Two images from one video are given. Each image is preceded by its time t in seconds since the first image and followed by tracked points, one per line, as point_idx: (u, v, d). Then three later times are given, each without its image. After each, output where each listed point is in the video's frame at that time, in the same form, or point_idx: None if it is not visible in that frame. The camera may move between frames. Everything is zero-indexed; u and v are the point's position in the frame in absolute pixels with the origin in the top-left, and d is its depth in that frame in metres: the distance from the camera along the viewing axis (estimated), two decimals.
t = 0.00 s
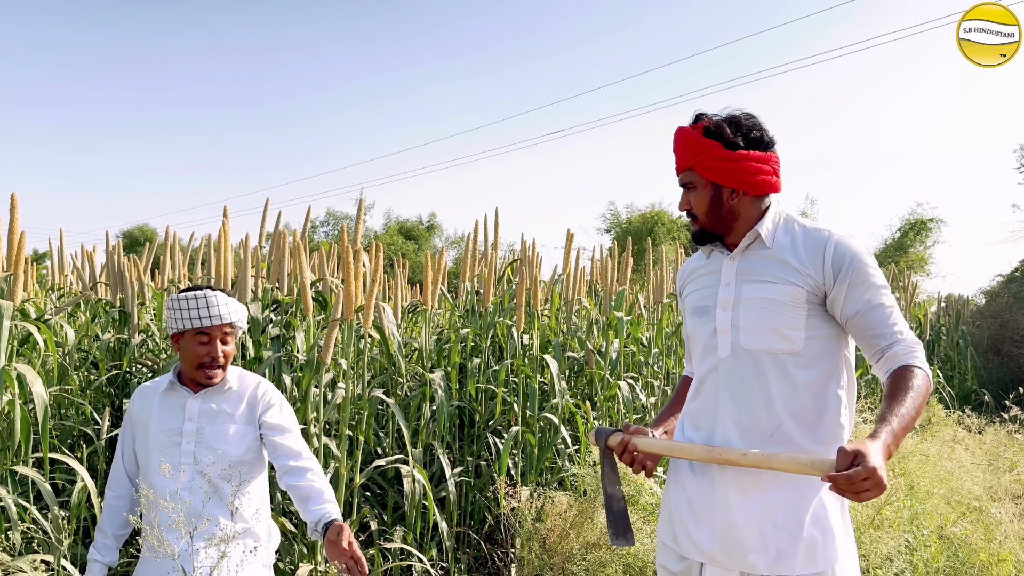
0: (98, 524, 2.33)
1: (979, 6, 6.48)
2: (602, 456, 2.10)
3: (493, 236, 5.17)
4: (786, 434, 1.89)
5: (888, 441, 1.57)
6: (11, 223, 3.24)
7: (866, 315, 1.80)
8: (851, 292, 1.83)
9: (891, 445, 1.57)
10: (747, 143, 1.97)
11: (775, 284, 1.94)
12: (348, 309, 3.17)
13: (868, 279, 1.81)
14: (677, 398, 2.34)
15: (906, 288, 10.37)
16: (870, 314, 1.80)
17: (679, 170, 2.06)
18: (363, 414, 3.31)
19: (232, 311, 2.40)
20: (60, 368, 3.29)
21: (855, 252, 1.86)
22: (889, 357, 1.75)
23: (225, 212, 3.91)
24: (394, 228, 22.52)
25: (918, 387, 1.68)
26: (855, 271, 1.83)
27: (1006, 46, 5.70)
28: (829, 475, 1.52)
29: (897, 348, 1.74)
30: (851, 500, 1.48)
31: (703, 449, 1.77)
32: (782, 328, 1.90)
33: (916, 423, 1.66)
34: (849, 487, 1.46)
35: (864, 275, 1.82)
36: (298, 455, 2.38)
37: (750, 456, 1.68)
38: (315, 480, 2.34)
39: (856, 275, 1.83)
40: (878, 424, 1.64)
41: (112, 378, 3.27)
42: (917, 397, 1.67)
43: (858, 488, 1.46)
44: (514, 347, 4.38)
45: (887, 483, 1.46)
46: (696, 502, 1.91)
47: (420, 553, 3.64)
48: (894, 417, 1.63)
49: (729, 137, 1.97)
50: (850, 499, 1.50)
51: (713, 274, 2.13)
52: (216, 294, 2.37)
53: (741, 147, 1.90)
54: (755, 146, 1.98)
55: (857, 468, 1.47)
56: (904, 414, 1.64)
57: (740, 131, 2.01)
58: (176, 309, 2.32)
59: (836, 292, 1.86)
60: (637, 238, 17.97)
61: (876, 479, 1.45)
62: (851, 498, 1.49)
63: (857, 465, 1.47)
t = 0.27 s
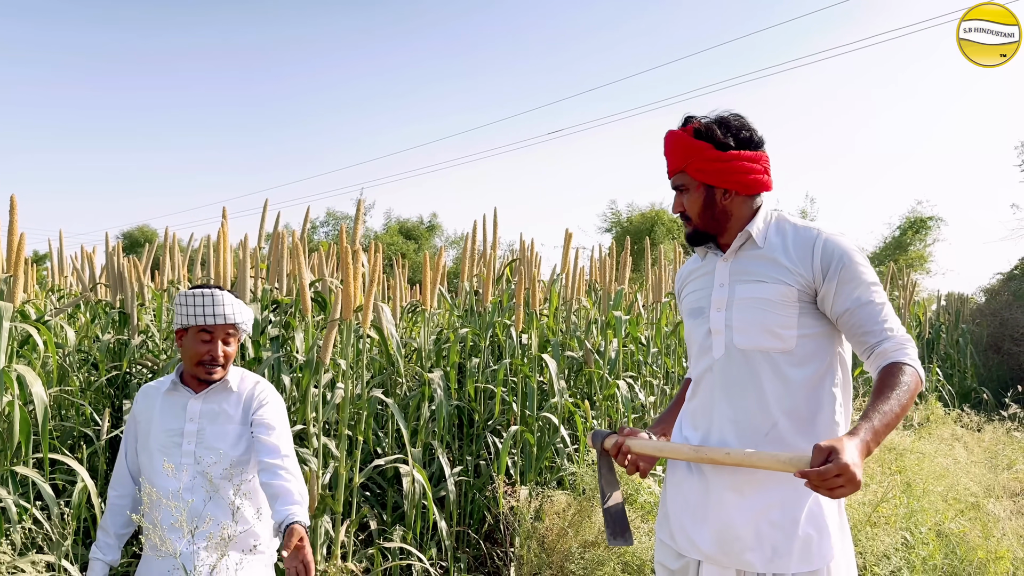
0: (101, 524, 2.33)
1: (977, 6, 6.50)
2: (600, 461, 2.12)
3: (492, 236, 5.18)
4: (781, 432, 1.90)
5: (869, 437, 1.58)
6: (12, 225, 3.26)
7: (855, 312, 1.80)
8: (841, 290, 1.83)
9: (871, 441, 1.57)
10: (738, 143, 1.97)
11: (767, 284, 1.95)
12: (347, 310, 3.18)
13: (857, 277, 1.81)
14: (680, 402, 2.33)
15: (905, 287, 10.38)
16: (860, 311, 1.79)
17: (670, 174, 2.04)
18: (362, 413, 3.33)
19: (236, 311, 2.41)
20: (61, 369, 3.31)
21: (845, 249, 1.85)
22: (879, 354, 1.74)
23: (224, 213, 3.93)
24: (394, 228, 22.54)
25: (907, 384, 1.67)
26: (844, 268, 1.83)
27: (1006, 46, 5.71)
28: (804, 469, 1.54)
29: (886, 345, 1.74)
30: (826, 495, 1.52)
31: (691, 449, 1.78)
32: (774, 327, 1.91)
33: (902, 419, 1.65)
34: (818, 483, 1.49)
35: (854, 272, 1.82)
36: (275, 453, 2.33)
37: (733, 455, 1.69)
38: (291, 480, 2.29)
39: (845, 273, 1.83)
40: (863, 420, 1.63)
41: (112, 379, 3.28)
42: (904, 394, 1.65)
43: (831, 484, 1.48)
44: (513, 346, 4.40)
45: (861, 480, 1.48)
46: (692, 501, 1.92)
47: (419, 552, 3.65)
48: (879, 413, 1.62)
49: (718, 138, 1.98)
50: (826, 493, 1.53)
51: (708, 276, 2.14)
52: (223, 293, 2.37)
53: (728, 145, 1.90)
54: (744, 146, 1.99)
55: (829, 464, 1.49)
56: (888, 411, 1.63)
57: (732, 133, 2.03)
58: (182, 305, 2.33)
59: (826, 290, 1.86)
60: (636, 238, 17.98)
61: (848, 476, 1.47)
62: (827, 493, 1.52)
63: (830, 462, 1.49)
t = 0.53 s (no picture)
0: (109, 524, 2.36)
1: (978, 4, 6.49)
2: (596, 464, 2.14)
3: (494, 236, 5.18)
4: (778, 432, 1.90)
5: (862, 438, 1.59)
6: (16, 226, 3.27)
7: (849, 313, 1.81)
8: (835, 291, 1.84)
9: (864, 442, 1.59)
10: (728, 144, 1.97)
11: (762, 284, 1.94)
12: (349, 310, 3.20)
13: (851, 278, 1.81)
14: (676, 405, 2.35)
15: (908, 285, 10.35)
16: (854, 313, 1.81)
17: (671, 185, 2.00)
18: (364, 413, 3.34)
19: (236, 311, 2.42)
20: (64, 370, 3.33)
21: (839, 250, 1.86)
22: (872, 354, 1.76)
23: (226, 214, 3.94)
24: (396, 228, 22.57)
25: (898, 385, 1.69)
26: (839, 269, 1.84)
27: (1006, 46, 5.69)
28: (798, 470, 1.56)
29: (880, 346, 1.75)
30: (820, 496, 1.53)
31: (686, 450, 1.78)
32: (771, 328, 1.90)
33: (894, 420, 1.66)
34: (812, 484, 1.50)
35: (849, 274, 1.83)
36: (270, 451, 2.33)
37: (727, 456, 1.69)
38: (286, 482, 2.28)
39: (840, 274, 1.84)
40: (855, 420, 1.65)
41: (115, 380, 3.30)
42: (896, 395, 1.67)
43: (824, 485, 1.50)
44: (514, 346, 4.40)
45: (853, 480, 1.50)
46: (690, 500, 1.93)
47: (422, 552, 3.66)
48: (872, 414, 1.64)
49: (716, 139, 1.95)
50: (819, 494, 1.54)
51: (704, 277, 2.14)
52: (221, 294, 2.38)
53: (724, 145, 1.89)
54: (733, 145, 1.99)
55: (822, 465, 1.50)
56: (880, 412, 1.64)
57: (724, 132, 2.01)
58: (182, 307, 2.35)
59: (821, 291, 1.87)
60: (639, 237, 17.96)
61: (841, 477, 1.48)
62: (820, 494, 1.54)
63: (823, 463, 1.50)
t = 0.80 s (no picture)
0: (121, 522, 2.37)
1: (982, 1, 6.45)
2: (592, 464, 2.13)
3: (498, 236, 5.18)
4: (779, 430, 1.89)
5: (867, 431, 1.60)
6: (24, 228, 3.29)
7: (848, 311, 1.81)
8: (834, 288, 1.84)
9: (869, 435, 1.59)
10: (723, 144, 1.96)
11: (763, 283, 1.93)
12: (354, 310, 3.21)
13: (850, 275, 1.82)
14: (669, 405, 2.33)
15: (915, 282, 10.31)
16: (853, 310, 1.81)
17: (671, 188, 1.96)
18: (370, 413, 3.35)
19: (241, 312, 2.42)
20: (73, 370, 3.35)
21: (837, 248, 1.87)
22: (872, 350, 1.77)
23: (231, 216, 3.95)
24: (402, 228, 22.61)
25: (899, 379, 1.70)
26: (837, 267, 1.84)
27: (1006, 46, 5.63)
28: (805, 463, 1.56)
29: (879, 342, 1.76)
30: (827, 488, 1.53)
31: (690, 449, 1.77)
32: (773, 326, 1.89)
33: (897, 413, 1.67)
34: (820, 477, 1.51)
35: (847, 271, 1.83)
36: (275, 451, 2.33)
37: (731, 452, 1.69)
38: (288, 484, 2.27)
39: (839, 272, 1.84)
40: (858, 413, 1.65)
41: (123, 380, 3.32)
42: (897, 389, 1.67)
43: (832, 477, 1.50)
44: (519, 345, 4.40)
45: (861, 473, 1.50)
46: (692, 498, 1.92)
47: (428, 551, 3.67)
48: (876, 406, 1.64)
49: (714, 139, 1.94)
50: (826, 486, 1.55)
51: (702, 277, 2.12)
52: (226, 294, 2.39)
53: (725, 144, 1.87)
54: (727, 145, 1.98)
55: (830, 458, 1.50)
56: (883, 405, 1.65)
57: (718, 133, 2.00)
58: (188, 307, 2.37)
59: (820, 289, 1.87)
60: (644, 236, 17.93)
61: (849, 469, 1.49)
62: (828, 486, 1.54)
63: (831, 456, 1.51)
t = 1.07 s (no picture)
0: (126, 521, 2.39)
1: None
2: (582, 464, 2.12)
3: (503, 235, 5.19)
4: (776, 428, 1.89)
5: (869, 427, 1.59)
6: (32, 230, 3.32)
7: (843, 309, 1.81)
8: (829, 286, 1.85)
9: (871, 431, 1.59)
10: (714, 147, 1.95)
11: (759, 282, 1.92)
12: (358, 311, 3.22)
13: (844, 274, 1.82)
14: (659, 402, 2.31)
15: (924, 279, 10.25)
16: (848, 308, 1.81)
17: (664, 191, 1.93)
18: (375, 412, 3.37)
19: (241, 311, 2.44)
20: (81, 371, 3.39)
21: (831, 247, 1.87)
22: (867, 347, 1.77)
23: (236, 217, 3.98)
24: (410, 228, 22.67)
25: (895, 374, 1.69)
26: (832, 265, 1.84)
27: (1006, 46, 5.60)
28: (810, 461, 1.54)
29: (873, 339, 1.77)
30: (834, 485, 1.52)
31: (688, 447, 1.76)
32: (770, 324, 1.89)
33: (895, 409, 1.66)
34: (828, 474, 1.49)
35: (841, 269, 1.84)
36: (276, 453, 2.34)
37: (732, 451, 1.68)
38: (288, 488, 2.28)
39: (833, 270, 1.84)
40: (858, 410, 1.65)
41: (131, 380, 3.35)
42: (893, 384, 1.67)
43: (838, 474, 1.49)
44: (523, 345, 4.41)
45: (867, 469, 1.49)
46: (689, 498, 1.91)
47: (434, 550, 3.69)
48: (874, 402, 1.63)
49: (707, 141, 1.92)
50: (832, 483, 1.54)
51: (693, 277, 2.09)
52: (226, 293, 2.41)
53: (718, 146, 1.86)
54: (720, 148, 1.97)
55: (837, 455, 1.49)
56: (883, 401, 1.64)
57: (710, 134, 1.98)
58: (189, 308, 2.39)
59: (815, 287, 1.87)
60: (651, 234, 17.90)
61: (855, 465, 1.48)
62: (833, 483, 1.53)
63: (837, 452, 1.50)
